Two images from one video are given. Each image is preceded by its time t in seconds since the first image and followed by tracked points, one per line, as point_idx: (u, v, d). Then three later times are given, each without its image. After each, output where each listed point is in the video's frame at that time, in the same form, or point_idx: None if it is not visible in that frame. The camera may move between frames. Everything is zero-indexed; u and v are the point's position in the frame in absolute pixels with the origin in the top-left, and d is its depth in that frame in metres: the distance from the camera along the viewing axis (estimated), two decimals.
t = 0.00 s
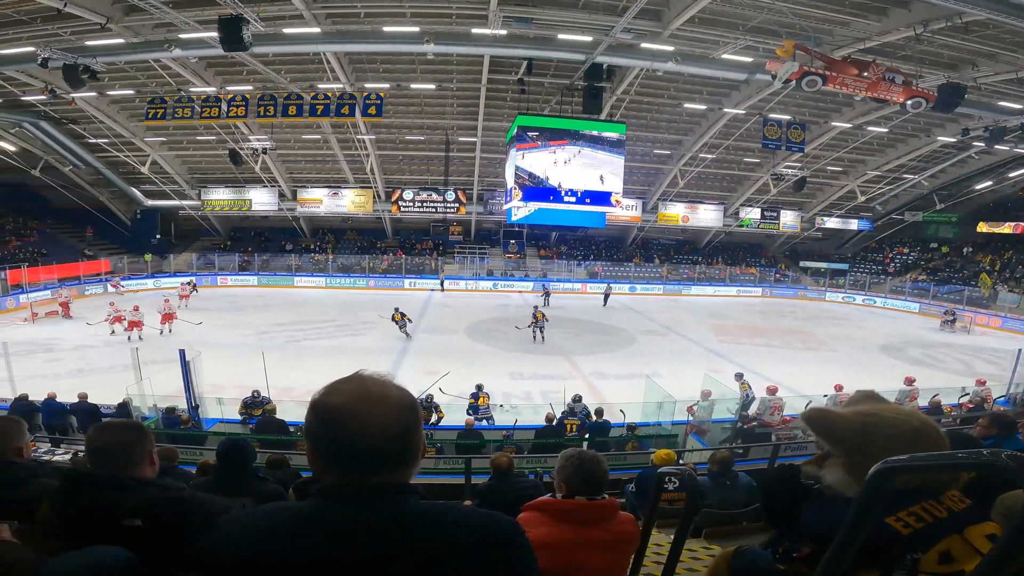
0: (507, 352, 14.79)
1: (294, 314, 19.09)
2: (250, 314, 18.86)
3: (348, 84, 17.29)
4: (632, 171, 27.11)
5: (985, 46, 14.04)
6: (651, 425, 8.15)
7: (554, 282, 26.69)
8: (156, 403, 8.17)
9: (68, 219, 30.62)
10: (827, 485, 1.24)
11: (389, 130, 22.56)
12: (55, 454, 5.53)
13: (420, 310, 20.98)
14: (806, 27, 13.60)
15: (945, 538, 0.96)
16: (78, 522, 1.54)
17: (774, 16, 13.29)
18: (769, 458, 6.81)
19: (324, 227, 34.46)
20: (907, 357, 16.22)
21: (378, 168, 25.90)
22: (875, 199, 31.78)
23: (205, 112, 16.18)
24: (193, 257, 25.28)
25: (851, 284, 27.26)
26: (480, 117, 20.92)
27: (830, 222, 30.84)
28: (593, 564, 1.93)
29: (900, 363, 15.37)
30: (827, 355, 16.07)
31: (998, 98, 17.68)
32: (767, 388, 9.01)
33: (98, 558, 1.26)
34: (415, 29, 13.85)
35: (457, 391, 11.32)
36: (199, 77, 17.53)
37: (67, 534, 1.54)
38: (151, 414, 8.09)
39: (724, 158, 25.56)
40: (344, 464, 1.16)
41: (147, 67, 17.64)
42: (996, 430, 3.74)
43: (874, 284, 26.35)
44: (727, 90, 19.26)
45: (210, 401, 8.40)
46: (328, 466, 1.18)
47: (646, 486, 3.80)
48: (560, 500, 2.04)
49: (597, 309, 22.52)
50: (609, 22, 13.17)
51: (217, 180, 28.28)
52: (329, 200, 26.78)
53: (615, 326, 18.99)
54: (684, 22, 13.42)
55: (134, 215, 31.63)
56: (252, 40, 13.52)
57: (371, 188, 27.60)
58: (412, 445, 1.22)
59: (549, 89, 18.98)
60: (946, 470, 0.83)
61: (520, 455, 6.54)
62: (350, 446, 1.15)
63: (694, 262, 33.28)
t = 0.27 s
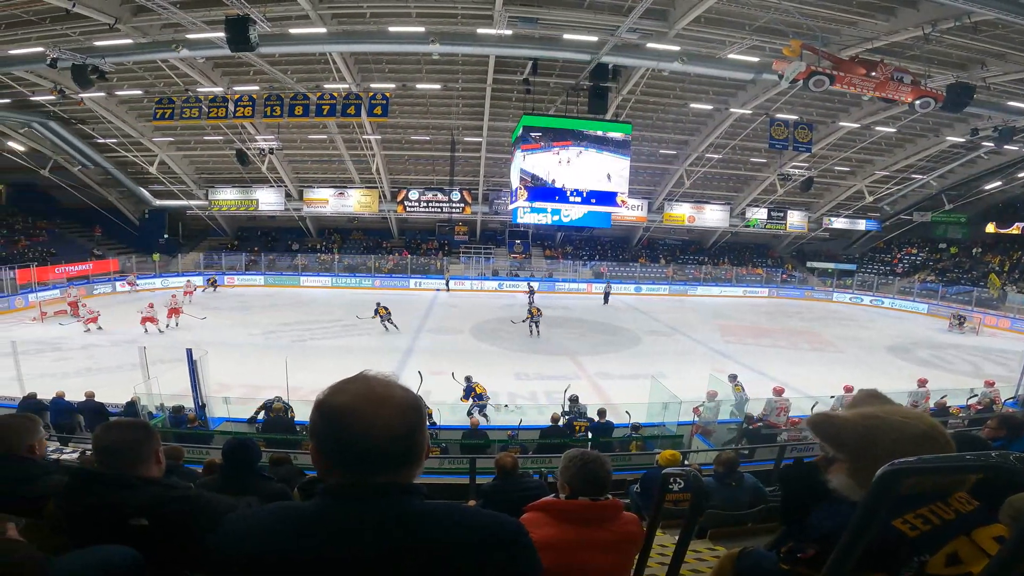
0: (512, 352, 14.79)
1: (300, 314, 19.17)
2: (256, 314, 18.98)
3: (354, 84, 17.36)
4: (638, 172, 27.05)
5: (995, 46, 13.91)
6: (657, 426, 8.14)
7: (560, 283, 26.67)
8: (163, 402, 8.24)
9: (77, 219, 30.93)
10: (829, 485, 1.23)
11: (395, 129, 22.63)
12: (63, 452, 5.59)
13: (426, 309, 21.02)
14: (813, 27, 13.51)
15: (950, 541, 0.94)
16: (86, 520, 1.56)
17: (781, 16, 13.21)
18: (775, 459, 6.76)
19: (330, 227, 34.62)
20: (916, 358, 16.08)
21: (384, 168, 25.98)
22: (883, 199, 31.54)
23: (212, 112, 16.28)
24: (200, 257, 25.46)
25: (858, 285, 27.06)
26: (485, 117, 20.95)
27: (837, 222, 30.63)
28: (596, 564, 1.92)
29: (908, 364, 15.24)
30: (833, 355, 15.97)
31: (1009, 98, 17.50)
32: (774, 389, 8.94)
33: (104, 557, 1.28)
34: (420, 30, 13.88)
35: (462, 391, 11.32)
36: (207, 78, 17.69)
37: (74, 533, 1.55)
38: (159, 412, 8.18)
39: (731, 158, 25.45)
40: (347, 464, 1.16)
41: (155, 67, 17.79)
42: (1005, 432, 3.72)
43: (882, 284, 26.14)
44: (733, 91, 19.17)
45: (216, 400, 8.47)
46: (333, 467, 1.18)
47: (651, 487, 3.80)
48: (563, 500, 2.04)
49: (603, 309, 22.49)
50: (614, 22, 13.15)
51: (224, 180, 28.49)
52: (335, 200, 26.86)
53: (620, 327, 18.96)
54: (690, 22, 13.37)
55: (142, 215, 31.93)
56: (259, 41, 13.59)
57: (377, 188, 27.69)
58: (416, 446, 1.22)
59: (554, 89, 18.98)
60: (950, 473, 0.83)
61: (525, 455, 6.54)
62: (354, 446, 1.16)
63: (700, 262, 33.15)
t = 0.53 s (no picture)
0: (517, 352, 14.80)
1: (307, 313, 19.27)
2: (263, 313, 19.10)
3: (360, 84, 17.41)
4: (644, 172, 26.98)
5: (1005, 45, 13.76)
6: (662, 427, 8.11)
7: (565, 283, 26.63)
8: (171, 401, 8.29)
9: (86, 219, 31.19)
10: (837, 488, 1.22)
11: (401, 130, 22.69)
12: (72, 450, 5.63)
13: (431, 309, 21.07)
14: (821, 27, 13.42)
15: (959, 543, 0.93)
16: (95, 519, 1.57)
17: (789, 15, 13.13)
18: (781, 460, 6.73)
19: (336, 226, 34.76)
20: (924, 359, 15.93)
21: (390, 168, 26.06)
22: (891, 200, 31.28)
23: (220, 112, 16.37)
24: (207, 257, 25.65)
25: (866, 286, 26.86)
26: (491, 117, 20.95)
27: (845, 222, 30.40)
28: (602, 563, 1.93)
29: (916, 365, 15.11)
30: (841, 356, 15.85)
31: (1019, 97, 17.32)
32: (781, 390, 8.88)
33: (112, 556, 1.28)
34: (426, 30, 13.90)
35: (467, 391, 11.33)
36: (214, 78, 17.80)
37: (83, 531, 1.57)
38: (166, 411, 8.25)
39: (737, 158, 25.32)
40: (353, 464, 1.17)
41: (162, 67, 17.91)
42: (1014, 434, 3.69)
43: (890, 285, 25.93)
44: (740, 90, 19.08)
45: (223, 399, 8.53)
46: (339, 465, 1.19)
47: (656, 487, 3.79)
48: (568, 500, 2.04)
49: (608, 309, 22.45)
50: (620, 22, 13.10)
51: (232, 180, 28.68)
52: (341, 200, 26.95)
53: (625, 327, 18.92)
54: (696, 22, 13.31)
55: (150, 215, 32.21)
56: (265, 41, 13.64)
57: (383, 188, 27.78)
58: (421, 445, 1.23)
59: (560, 89, 18.96)
60: (955, 474, 0.82)
61: (530, 455, 6.54)
62: (360, 446, 1.16)
63: (706, 262, 33.02)
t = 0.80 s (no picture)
0: (522, 352, 14.80)
1: (312, 313, 19.36)
2: (269, 313, 19.22)
3: (365, 84, 17.47)
4: (649, 171, 26.91)
5: (1015, 44, 13.62)
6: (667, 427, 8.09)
7: (570, 283, 26.59)
8: (177, 400, 8.36)
9: (95, 218, 31.48)
10: (841, 490, 1.21)
11: (406, 129, 22.75)
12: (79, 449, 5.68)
13: (436, 309, 21.11)
14: (827, 26, 13.34)
15: (964, 545, 0.93)
16: (100, 519, 1.58)
17: (795, 15, 13.05)
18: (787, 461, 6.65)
19: (342, 226, 34.90)
20: (931, 360, 15.80)
21: (395, 168, 26.13)
22: (899, 200, 31.03)
23: (227, 112, 16.48)
24: (214, 256, 25.83)
25: (873, 286, 26.65)
26: (496, 117, 20.97)
27: (852, 222, 30.19)
28: (606, 564, 1.93)
29: (924, 366, 14.98)
30: (848, 357, 15.74)
31: None
32: (787, 390, 8.82)
33: (121, 554, 1.30)
34: (431, 30, 13.93)
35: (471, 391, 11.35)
36: (221, 78, 17.92)
37: (89, 531, 1.58)
38: (173, 410, 8.32)
39: (744, 158, 25.20)
40: (354, 463, 1.18)
41: (170, 68, 18.03)
42: None
43: (898, 285, 25.72)
44: (746, 90, 18.99)
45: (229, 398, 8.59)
46: (341, 466, 1.20)
47: (661, 487, 3.79)
48: (571, 501, 2.04)
49: (613, 309, 22.41)
50: (625, 21, 13.07)
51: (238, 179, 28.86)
52: (347, 200, 27.03)
53: (630, 327, 18.89)
54: (701, 22, 13.26)
55: (158, 215, 32.50)
56: (272, 41, 13.70)
57: (388, 188, 27.87)
58: (423, 444, 1.23)
59: (565, 88, 18.94)
60: (966, 475, 0.81)
61: (534, 455, 6.54)
62: (363, 445, 1.17)
63: (712, 262, 32.89)
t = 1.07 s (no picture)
0: (526, 352, 14.80)
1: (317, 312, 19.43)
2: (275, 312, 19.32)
3: (370, 84, 17.51)
4: (654, 171, 26.84)
5: None
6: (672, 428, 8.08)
7: (575, 283, 26.55)
8: (184, 399, 8.46)
9: (102, 218, 31.71)
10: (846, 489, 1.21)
11: (411, 129, 22.80)
12: (86, 447, 5.72)
13: (441, 309, 21.15)
14: (835, 26, 13.25)
15: (970, 544, 0.92)
16: (108, 517, 1.59)
17: (801, 15, 12.99)
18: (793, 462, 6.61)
19: (347, 226, 35.02)
20: (938, 360, 15.69)
21: (400, 167, 26.19)
22: (906, 200, 30.81)
23: (233, 112, 16.57)
24: (220, 256, 25.98)
25: (880, 286, 26.47)
26: (501, 117, 20.97)
27: (859, 223, 29.98)
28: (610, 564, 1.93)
29: (931, 367, 14.87)
30: (854, 358, 15.65)
31: None
32: (792, 390, 8.78)
33: (128, 552, 1.31)
34: (436, 30, 13.95)
35: (476, 390, 11.37)
36: (227, 78, 18.02)
37: (97, 529, 1.59)
38: (179, 409, 8.38)
39: (749, 158, 25.09)
40: (356, 462, 1.18)
41: (176, 68, 18.13)
42: None
43: (905, 286, 25.52)
44: (752, 90, 18.90)
45: (235, 397, 8.64)
46: (344, 464, 1.20)
47: (665, 488, 3.78)
48: (575, 501, 2.04)
49: (617, 309, 22.38)
50: (631, 21, 13.04)
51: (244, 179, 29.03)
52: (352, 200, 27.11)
53: (635, 327, 18.86)
54: (707, 21, 13.21)
55: (165, 214, 32.77)
56: (277, 41, 13.74)
57: (393, 187, 27.94)
58: (426, 442, 1.24)
59: (570, 88, 18.92)
60: (970, 475, 0.81)
61: (539, 454, 6.54)
62: (364, 443, 1.17)
63: (717, 262, 32.75)
